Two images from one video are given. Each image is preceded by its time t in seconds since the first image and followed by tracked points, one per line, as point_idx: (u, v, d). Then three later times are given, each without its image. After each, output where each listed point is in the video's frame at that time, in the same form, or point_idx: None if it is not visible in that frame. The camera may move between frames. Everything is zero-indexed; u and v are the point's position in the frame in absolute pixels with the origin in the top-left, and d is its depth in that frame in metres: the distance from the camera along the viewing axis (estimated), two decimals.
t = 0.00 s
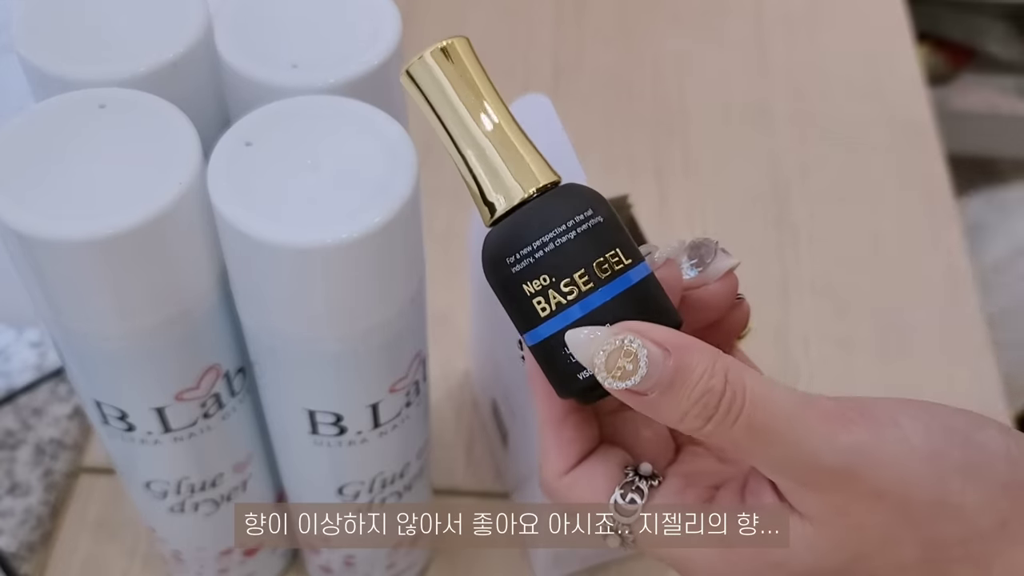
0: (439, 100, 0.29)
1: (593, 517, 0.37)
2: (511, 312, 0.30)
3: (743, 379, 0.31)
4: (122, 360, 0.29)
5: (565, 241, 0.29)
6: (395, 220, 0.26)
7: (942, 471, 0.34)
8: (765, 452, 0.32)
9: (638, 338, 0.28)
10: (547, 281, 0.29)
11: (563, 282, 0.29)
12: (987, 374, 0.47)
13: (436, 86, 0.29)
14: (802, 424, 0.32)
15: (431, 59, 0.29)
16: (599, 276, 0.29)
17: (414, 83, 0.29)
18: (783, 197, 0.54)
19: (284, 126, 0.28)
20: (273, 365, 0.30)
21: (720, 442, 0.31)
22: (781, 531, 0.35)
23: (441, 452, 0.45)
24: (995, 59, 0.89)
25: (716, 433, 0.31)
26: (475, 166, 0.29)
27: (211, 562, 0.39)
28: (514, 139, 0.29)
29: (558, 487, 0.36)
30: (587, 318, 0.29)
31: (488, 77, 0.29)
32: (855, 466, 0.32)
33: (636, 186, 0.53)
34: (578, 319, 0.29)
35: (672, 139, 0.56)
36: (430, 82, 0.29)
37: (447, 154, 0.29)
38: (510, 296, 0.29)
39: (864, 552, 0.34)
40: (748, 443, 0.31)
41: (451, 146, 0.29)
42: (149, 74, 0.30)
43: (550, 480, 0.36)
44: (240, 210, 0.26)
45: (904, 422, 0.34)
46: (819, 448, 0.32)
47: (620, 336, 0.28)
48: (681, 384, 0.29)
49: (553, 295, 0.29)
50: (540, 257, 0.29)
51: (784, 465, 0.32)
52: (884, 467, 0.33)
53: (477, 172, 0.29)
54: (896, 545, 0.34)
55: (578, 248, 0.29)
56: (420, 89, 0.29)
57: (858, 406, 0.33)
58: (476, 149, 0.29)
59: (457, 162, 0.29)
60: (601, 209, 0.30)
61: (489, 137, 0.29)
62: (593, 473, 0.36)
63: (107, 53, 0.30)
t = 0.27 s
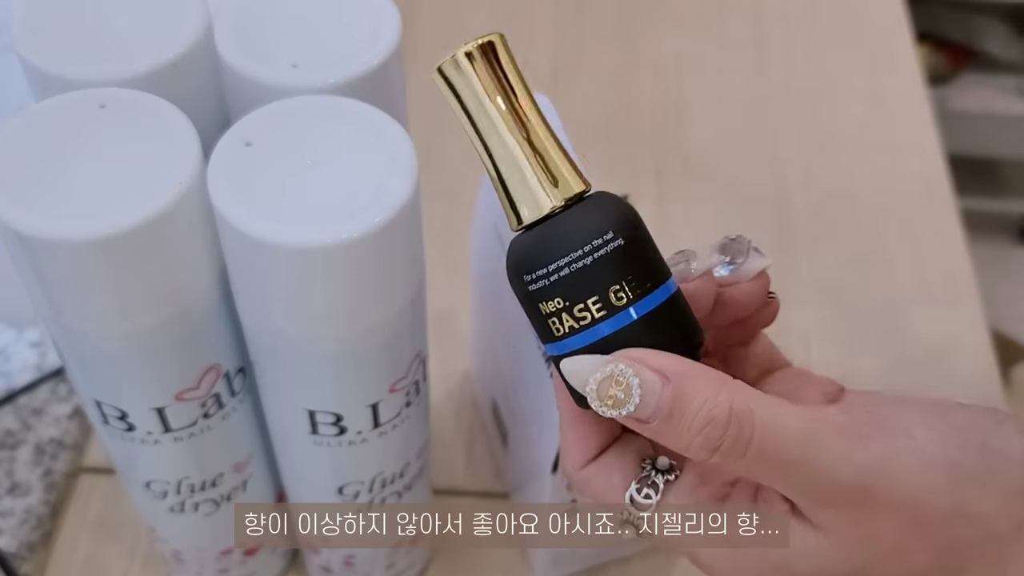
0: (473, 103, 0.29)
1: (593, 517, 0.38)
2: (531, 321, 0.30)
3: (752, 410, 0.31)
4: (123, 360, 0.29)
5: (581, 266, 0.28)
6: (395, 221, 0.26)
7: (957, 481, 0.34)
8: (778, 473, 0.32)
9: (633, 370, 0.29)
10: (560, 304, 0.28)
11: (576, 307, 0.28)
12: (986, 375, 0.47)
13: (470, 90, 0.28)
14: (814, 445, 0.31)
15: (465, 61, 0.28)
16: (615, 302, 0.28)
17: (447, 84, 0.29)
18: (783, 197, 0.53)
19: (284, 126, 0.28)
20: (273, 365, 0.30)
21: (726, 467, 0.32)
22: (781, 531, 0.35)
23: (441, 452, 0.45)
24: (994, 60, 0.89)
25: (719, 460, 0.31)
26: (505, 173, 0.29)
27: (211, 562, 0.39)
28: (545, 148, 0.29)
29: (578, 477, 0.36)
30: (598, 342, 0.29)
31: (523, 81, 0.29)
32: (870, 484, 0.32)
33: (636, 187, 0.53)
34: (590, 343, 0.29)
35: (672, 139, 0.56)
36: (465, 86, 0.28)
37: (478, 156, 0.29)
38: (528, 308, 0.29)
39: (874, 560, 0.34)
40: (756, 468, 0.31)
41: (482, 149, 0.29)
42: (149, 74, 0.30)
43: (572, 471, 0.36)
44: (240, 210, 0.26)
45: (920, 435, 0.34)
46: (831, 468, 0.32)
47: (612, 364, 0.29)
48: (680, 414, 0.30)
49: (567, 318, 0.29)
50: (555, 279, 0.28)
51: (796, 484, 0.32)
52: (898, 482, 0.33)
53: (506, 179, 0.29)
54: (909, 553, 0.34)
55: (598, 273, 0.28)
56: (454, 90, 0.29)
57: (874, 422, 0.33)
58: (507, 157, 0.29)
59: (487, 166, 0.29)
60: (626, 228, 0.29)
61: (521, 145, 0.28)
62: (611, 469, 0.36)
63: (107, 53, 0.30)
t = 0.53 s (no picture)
0: (489, 77, 0.27)
1: (592, 518, 0.39)
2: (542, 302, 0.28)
3: (776, 388, 0.30)
4: (123, 360, 0.29)
5: (604, 239, 0.27)
6: (395, 220, 0.26)
7: (984, 475, 0.33)
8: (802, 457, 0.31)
9: (660, 340, 0.27)
10: (580, 279, 0.27)
11: (596, 282, 0.27)
12: (987, 374, 0.47)
13: (487, 63, 0.27)
14: (836, 425, 0.31)
15: (483, 34, 0.27)
16: (636, 279, 0.27)
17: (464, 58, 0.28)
18: (783, 197, 0.53)
19: (283, 126, 0.28)
20: (273, 365, 0.30)
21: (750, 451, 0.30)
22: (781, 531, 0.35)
23: (441, 452, 0.45)
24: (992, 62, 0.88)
25: (742, 441, 0.30)
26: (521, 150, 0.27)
27: (211, 562, 0.39)
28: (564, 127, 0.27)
29: (580, 481, 0.35)
30: (616, 320, 0.27)
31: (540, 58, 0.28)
32: (890, 470, 0.31)
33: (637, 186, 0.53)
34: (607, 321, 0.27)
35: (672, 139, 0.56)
36: (481, 58, 0.27)
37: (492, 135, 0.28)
38: (542, 286, 0.28)
39: (891, 562, 0.34)
40: (780, 450, 0.30)
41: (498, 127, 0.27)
42: (149, 74, 0.30)
43: (573, 474, 0.35)
44: (240, 210, 0.26)
45: (944, 427, 0.33)
46: (852, 449, 0.31)
47: (632, 335, 0.27)
48: (703, 389, 0.28)
49: (585, 293, 0.27)
50: (575, 253, 0.27)
51: (819, 468, 0.31)
52: (918, 470, 0.32)
53: (524, 156, 0.27)
54: (936, 547, 0.33)
55: (618, 249, 0.27)
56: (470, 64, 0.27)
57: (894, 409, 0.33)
58: (525, 131, 0.27)
59: (503, 143, 0.28)
60: (647, 208, 0.28)
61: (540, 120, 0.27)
62: (617, 468, 0.35)
63: (107, 53, 0.30)
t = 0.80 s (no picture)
0: (472, 91, 0.29)
1: (592, 518, 0.39)
2: (568, 294, 0.29)
3: (821, 336, 0.28)
4: (123, 361, 0.29)
5: (624, 209, 0.28)
6: (395, 220, 0.26)
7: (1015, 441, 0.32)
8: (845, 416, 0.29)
9: (707, 279, 0.27)
10: (610, 249, 0.28)
11: (627, 248, 0.28)
12: (987, 374, 0.47)
13: (469, 79, 0.29)
14: (877, 384, 0.29)
15: (460, 53, 0.29)
16: (662, 239, 0.28)
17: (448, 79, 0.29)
18: (783, 197, 0.53)
19: (283, 126, 0.28)
20: (273, 366, 0.30)
21: (796, 407, 0.29)
22: (780, 531, 0.34)
23: (441, 452, 0.45)
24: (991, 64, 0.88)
25: (790, 392, 0.28)
26: (514, 155, 0.29)
27: (211, 562, 0.39)
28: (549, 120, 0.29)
29: (605, 470, 0.34)
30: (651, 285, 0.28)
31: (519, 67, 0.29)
32: (927, 430, 0.30)
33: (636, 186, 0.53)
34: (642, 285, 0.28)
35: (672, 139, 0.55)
36: (463, 77, 0.29)
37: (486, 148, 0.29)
38: (569, 272, 0.28)
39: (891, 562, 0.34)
40: (826, 407, 0.28)
41: (490, 139, 0.29)
42: (150, 74, 0.30)
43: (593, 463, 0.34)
44: (240, 210, 0.26)
45: (978, 397, 0.32)
46: (894, 410, 0.29)
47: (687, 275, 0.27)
48: (752, 334, 0.27)
49: (619, 261, 0.28)
50: (599, 225, 0.28)
51: (862, 431, 0.29)
52: (954, 433, 0.31)
53: (517, 160, 0.29)
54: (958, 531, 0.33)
55: (636, 214, 0.28)
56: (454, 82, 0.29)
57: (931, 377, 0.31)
58: (514, 136, 0.28)
59: (497, 154, 0.29)
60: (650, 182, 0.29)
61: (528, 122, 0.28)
62: (642, 451, 0.34)
63: (108, 53, 0.30)
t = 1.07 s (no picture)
0: (479, 108, 0.30)
1: (592, 518, 0.39)
2: (585, 297, 0.30)
3: (834, 337, 0.29)
4: (123, 361, 0.29)
5: (641, 212, 0.29)
6: (395, 220, 0.26)
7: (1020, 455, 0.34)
8: (858, 420, 0.30)
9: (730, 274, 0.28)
10: (632, 248, 0.29)
11: (647, 247, 0.29)
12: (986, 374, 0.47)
13: (474, 96, 0.30)
14: (890, 392, 0.31)
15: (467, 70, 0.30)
16: (679, 241, 0.29)
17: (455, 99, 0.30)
18: (783, 197, 0.53)
19: (283, 126, 0.28)
20: (273, 366, 0.30)
21: (810, 405, 0.30)
22: (780, 531, 0.35)
23: (441, 452, 0.45)
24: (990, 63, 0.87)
25: (805, 390, 0.29)
26: (521, 169, 0.30)
27: (211, 561, 0.39)
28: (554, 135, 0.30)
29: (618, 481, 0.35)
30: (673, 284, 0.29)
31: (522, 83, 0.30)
32: (939, 438, 0.32)
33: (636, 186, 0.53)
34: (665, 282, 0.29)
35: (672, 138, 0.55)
36: (470, 94, 0.30)
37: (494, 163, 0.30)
38: (589, 273, 0.29)
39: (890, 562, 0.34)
40: (840, 407, 0.30)
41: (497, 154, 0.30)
42: (150, 74, 0.30)
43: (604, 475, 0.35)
44: (240, 210, 0.26)
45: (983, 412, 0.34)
46: (905, 414, 0.31)
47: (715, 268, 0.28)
48: (771, 332, 0.28)
49: (641, 260, 0.29)
50: (620, 226, 0.29)
51: (878, 437, 0.31)
52: (963, 443, 0.33)
53: (527, 175, 0.30)
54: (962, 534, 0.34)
55: (652, 219, 0.30)
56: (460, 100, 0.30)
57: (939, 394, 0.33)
58: (520, 150, 0.30)
59: (504, 168, 0.30)
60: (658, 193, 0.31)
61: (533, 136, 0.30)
62: (656, 465, 0.35)
63: (108, 53, 0.30)
